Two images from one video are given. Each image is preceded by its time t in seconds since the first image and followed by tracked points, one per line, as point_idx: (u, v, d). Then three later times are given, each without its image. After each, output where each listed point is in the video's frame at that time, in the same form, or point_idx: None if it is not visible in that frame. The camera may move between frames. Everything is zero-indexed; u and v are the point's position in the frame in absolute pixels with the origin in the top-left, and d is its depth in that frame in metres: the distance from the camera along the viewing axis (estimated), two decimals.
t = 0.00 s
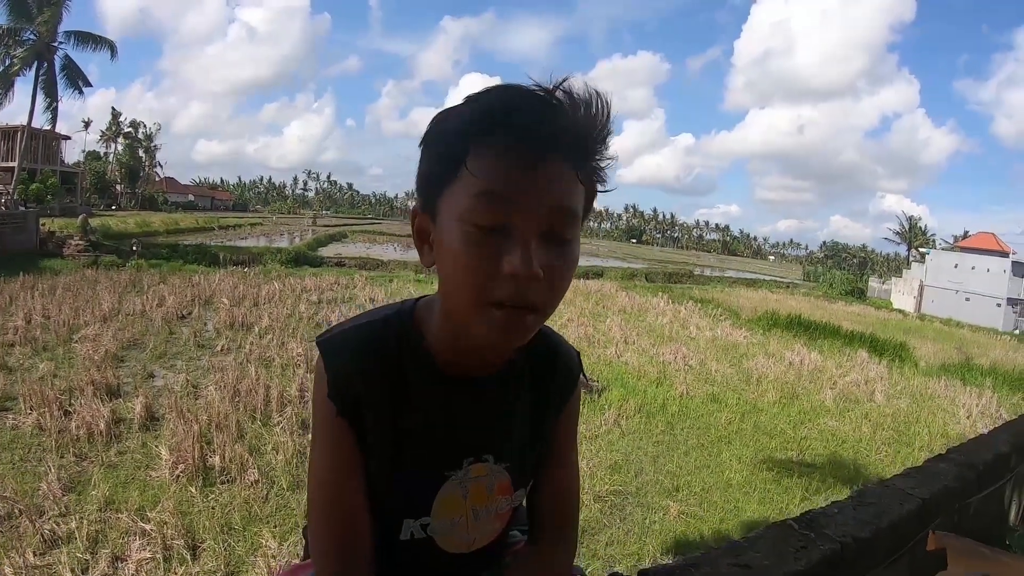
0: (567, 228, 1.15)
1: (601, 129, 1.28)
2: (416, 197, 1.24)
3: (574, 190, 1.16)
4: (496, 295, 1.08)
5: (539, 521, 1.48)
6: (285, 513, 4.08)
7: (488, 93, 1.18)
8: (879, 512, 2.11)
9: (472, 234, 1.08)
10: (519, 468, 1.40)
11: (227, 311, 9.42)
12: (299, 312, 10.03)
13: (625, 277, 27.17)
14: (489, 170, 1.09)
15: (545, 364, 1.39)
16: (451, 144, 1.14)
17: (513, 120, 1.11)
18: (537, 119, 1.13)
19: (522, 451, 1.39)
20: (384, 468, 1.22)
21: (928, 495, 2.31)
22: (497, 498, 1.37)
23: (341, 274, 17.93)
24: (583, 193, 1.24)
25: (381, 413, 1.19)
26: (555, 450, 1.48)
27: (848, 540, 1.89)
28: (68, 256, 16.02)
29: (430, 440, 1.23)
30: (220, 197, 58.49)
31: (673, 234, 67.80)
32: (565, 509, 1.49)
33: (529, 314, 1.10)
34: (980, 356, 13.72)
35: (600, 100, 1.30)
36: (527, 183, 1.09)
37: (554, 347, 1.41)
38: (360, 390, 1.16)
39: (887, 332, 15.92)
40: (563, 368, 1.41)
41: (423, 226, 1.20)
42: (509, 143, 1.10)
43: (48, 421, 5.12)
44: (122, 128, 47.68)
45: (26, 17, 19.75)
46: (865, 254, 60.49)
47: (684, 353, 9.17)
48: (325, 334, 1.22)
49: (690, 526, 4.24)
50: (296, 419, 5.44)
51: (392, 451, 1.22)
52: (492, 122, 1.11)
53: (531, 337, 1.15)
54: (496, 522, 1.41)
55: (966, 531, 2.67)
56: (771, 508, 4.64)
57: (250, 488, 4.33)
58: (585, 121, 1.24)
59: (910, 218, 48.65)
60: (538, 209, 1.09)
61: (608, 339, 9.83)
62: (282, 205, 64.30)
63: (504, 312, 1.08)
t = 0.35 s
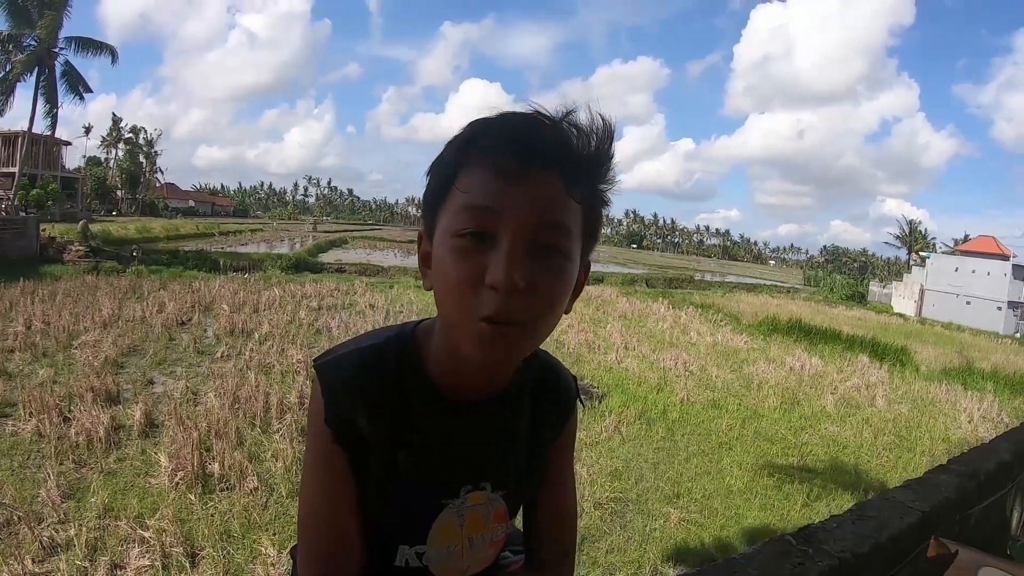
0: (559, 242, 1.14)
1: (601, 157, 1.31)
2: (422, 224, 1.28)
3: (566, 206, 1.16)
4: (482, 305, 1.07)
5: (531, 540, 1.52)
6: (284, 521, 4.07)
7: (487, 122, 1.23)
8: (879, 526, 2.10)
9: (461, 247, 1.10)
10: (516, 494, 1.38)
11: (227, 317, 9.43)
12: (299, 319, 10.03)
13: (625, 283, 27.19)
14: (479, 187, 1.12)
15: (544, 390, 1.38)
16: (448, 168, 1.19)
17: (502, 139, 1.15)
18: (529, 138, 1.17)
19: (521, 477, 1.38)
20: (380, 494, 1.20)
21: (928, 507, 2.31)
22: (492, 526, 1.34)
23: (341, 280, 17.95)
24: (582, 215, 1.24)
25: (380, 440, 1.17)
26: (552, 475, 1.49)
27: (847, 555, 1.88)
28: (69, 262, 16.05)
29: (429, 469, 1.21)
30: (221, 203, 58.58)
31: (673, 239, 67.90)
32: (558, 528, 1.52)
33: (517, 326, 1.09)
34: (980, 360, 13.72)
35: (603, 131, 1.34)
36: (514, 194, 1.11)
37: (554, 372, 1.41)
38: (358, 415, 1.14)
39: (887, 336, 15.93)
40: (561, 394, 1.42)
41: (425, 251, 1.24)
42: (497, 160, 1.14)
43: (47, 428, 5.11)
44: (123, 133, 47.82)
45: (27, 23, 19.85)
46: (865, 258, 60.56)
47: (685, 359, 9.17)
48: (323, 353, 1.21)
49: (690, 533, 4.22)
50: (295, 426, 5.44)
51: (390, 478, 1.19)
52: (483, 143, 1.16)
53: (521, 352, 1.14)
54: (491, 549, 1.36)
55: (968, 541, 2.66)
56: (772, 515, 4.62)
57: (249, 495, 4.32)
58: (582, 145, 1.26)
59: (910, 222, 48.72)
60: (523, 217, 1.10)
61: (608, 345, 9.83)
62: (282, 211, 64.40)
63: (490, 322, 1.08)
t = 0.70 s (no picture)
0: (560, 240, 1.14)
1: (604, 160, 1.32)
2: (424, 220, 1.28)
3: (569, 204, 1.16)
4: (483, 300, 1.07)
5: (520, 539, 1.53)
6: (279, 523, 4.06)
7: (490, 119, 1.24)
8: (874, 528, 2.09)
9: (464, 241, 1.10)
10: (506, 492, 1.39)
11: (224, 319, 9.42)
12: (297, 321, 10.02)
13: (623, 284, 27.20)
14: (485, 183, 1.12)
15: (537, 389, 1.38)
16: (452, 163, 1.19)
17: (507, 135, 1.15)
18: (534, 136, 1.17)
19: (511, 476, 1.39)
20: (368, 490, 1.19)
21: (925, 509, 2.30)
22: (483, 522, 1.36)
23: (339, 281, 17.95)
24: (583, 215, 1.24)
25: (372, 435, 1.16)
26: (542, 475, 1.49)
27: (841, 558, 1.87)
28: (66, 264, 16.04)
29: (419, 466, 1.22)
30: (219, 205, 58.56)
31: (672, 241, 67.95)
32: (548, 528, 1.52)
33: (516, 322, 1.08)
34: (980, 361, 13.72)
35: (606, 134, 1.34)
36: (517, 190, 1.11)
37: (547, 372, 1.41)
38: (350, 408, 1.13)
39: (885, 338, 15.93)
40: (553, 393, 1.42)
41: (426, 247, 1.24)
42: (502, 156, 1.14)
43: (44, 429, 5.11)
44: (121, 135, 47.80)
45: (25, 24, 19.84)
46: (864, 259, 60.59)
47: (683, 361, 9.17)
48: (317, 344, 1.21)
49: (687, 535, 4.22)
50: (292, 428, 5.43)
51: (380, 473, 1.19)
52: (488, 139, 1.16)
53: (522, 350, 1.13)
54: (480, 544, 1.38)
55: (965, 544, 2.65)
56: (768, 517, 4.61)
57: (244, 497, 4.31)
58: (584, 146, 1.27)
59: (908, 224, 48.76)
60: (525, 214, 1.10)
61: (606, 347, 9.83)
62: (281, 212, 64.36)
63: (491, 317, 1.07)
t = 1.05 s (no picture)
0: (533, 236, 1.15)
1: (580, 166, 1.34)
2: (400, 215, 1.28)
3: (544, 202, 1.17)
4: (455, 287, 1.06)
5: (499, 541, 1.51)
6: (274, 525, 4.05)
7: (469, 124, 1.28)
8: (865, 530, 2.10)
9: (439, 231, 1.10)
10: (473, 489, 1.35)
11: (218, 321, 9.39)
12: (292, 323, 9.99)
13: (619, 285, 27.24)
14: (464, 174, 1.13)
15: (511, 388, 1.39)
16: (433, 159, 1.20)
17: (487, 133, 1.17)
18: (515, 136, 1.19)
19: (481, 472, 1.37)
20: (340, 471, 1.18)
21: (918, 510, 2.31)
22: (448, 521, 1.28)
23: (334, 283, 17.92)
24: (556, 216, 1.26)
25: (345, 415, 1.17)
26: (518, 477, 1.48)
27: (831, 560, 1.88)
28: (61, 266, 15.97)
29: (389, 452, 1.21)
30: (214, 207, 58.44)
31: (668, 241, 68.07)
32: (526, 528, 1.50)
33: (487, 311, 1.08)
34: (975, 360, 13.77)
35: (584, 142, 1.38)
36: (494, 183, 1.12)
37: (522, 369, 1.43)
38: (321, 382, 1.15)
39: (880, 336, 16.00)
40: (528, 394, 1.42)
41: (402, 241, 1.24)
42: (482, 151, 1.15)
43: (37, 433, 5.08)
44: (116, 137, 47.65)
45: (19, 26, 19.76)
46: (859, 258, 60.80)
47: (678, 361, 9.18)
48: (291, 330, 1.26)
49: (683, 535, 4.22)
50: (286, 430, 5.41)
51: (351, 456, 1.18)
52: (466, 136, 1.18)
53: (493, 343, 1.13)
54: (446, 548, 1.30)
55: (961, 544, 2.66)
56: (763, 517, 4.62)
57: (239, 499, 4.31)
58: (562, 150, 1.30)
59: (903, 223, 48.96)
60: (500, 207, 1.10)
61: (602, 347, 9.83)
62: (276, 214, 64.27)
63: (461, 304, 1.06)
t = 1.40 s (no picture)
0: (510, 215, 1.15)
1: (550, 150, 1.35)
2: (373, 210, 1.27)
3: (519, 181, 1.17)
4: (436, 267, 1.06)
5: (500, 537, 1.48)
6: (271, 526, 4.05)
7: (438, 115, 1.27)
8: (864, 525, 2.10)
9: (416, 215, 1.09)
10: (469, 488, 1.29)
11: (215, 322, 9.38)
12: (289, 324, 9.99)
13: (616, 286, 27.30)
14: (438, 158, 1.13)
15: (500, 381, 1.36)
16: (403, 149, 1.20)
17: (458, 118, 1.17)
18: (486, 121, 1.19)
19: (478, 468, 1.31)
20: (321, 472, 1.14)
21: (916, 505, 2.31)
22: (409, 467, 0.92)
23: (330, 284, 17.90)
24: (531, 197, 1.26)
25: (325, 413, 1.13)
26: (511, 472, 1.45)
27: (831, 555, 1.88)
28: (57, 267, 15.94)
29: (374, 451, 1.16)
30: (211, 208, 58.39)
31: (664, 242, 68.20)
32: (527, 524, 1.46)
33: (467, 291, 1.07)
34: (970, 360, 13.82)
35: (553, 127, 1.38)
36: (469, 165, 1.11)
37: (509, 358, 1.40)
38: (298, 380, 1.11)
39: (876, 337, 16.06)
40: (518, 382, 1.39)
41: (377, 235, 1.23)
42: (454, 135, 1.15)
43: (34, 434, 5.06)
44: (112, 138, 47.54)
45: (16, 28, 19.73)
46: (856, 259, 60.97)
47: (675, 361, 9.19)
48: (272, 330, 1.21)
49: (680, 535, 4.22)
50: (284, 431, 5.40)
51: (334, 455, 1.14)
52: (438, 122, 1.17)
53: (475, 322, 1.12)
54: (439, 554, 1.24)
55: (957, 540, 2.67)
56: (760, 516, 4.62)
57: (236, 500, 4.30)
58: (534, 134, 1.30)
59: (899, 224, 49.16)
60: (477, 187, 1.10)
61: (598, 348, 9.84)
62: (273, 215, 64.20)
63: (443, 284, 1.05)
